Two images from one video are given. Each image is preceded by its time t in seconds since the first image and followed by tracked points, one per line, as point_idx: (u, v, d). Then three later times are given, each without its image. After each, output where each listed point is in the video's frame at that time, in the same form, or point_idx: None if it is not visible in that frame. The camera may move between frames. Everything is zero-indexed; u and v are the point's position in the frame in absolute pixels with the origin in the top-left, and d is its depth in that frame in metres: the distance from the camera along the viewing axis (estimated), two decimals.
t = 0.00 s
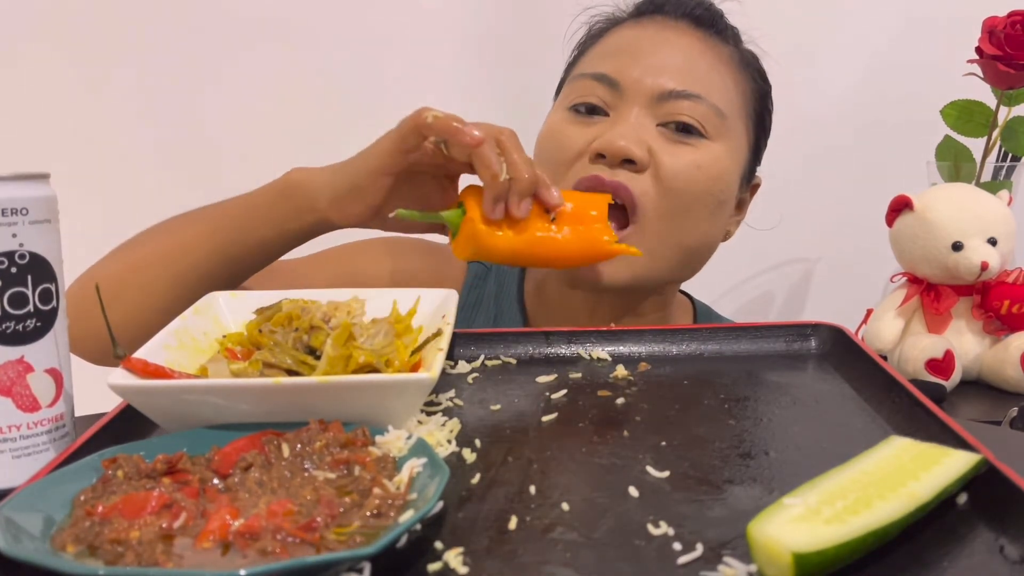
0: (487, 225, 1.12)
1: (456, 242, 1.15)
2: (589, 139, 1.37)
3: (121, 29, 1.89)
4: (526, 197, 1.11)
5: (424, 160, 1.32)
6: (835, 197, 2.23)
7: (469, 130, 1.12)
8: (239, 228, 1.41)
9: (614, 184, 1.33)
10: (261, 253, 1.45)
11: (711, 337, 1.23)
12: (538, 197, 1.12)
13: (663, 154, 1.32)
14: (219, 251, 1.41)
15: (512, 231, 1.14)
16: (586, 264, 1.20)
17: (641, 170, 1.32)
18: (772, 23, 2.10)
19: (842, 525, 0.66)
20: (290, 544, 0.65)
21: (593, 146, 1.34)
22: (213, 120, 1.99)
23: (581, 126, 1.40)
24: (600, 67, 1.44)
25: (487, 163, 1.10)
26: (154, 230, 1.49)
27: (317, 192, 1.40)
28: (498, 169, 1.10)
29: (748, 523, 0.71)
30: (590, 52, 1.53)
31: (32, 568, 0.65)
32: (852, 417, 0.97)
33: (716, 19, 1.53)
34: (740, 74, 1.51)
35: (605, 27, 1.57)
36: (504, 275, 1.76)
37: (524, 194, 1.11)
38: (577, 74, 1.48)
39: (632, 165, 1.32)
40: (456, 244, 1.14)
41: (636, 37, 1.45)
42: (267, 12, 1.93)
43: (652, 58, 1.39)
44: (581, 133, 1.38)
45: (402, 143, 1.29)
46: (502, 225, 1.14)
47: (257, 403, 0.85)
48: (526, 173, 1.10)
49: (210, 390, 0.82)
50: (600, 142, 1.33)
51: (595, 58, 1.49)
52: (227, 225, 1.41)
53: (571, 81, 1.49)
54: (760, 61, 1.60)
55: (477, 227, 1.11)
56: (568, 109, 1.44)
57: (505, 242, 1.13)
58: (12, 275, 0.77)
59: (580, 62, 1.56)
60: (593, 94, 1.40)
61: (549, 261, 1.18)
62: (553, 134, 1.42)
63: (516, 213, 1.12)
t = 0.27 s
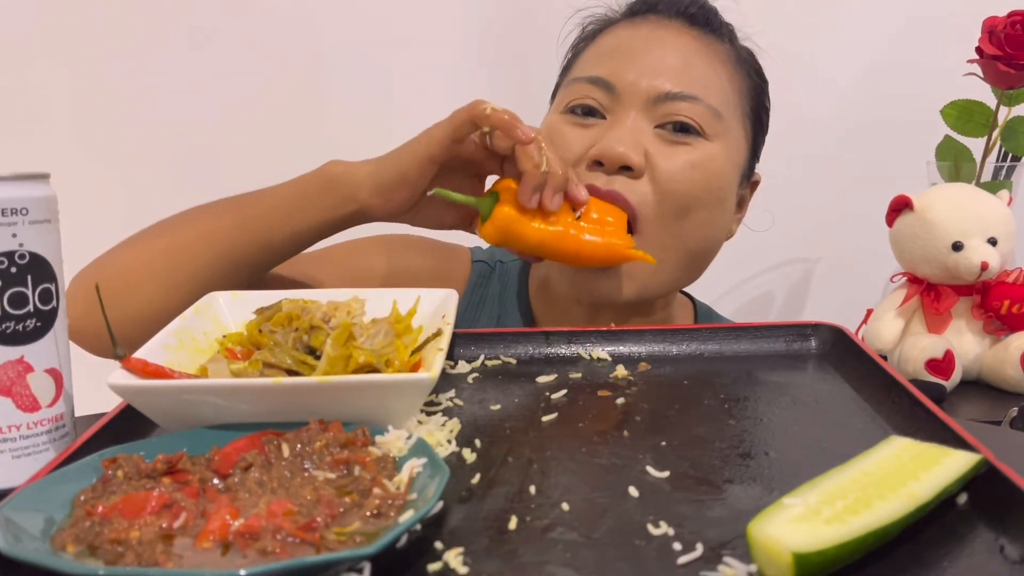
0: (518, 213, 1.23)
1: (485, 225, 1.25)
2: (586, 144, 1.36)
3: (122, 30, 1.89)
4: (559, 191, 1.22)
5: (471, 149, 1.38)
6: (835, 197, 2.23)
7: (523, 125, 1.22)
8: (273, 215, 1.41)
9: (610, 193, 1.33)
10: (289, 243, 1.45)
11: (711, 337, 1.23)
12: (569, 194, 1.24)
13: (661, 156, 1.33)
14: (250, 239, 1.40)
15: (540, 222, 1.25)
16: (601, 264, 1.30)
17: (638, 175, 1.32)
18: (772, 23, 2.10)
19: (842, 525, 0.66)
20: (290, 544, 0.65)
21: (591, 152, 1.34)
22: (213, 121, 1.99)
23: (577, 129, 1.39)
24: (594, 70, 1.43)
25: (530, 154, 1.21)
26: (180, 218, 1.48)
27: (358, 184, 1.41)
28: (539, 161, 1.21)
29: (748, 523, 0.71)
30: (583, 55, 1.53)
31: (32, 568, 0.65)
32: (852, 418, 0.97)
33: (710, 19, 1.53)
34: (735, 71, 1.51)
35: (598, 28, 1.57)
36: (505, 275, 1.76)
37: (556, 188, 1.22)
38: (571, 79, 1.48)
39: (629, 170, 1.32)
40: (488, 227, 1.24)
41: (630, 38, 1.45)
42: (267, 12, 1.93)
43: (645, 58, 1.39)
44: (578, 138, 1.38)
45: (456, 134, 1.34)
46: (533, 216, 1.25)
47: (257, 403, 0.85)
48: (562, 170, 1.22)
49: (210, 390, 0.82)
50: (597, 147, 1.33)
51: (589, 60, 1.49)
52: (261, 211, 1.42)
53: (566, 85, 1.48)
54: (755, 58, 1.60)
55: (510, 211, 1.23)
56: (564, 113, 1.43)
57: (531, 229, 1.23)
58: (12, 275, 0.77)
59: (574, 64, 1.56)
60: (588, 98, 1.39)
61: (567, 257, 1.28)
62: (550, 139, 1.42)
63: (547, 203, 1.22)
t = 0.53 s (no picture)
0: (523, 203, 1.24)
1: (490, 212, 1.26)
2: (584, 157, 1.36)
3: (122, 30, 1.89)
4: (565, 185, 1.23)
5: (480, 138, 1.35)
6: (835, 197, 2.23)
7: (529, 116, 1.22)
8: (275, 199, 1.40)
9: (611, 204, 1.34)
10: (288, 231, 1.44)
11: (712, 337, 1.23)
12: (574, 189, 1.25)
13: (660, 168, 1.33)
14: (249, 223, 1.39)
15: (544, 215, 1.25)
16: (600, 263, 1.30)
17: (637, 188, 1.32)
18: (772, 23, 2.10)
19: (842, 525, 0.66)
20: (290, 545, 0.65)
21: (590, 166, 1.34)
22: (213, 121, 1.99)
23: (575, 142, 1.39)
24: (589, 79, 1.42)
25: (538, 146, 1.22)
26: (186, 196, 1.47)
27: (363, 167, 1.38)
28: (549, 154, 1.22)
29: (748, 523, 0.71)
30: (578, 60, 1.52)
31: (32, 568, 0.65)
32: (852, 418, 0.97)
33: (706, 21, 1.53)
34: (731, 74, 1.51)
35: (593, 32, 1.56)
36: (505, 275, 1.76)
37: (562, 183, 1.23)
38: (568, 87, 1.47)
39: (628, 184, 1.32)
40: (492, 216, 1.24)
41: (624, 44, 1.43)
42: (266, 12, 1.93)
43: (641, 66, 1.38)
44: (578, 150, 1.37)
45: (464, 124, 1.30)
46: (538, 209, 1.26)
47: (257, 403, 0.85)
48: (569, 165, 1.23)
49: (210, 390, 0.82)
50: (596, 161, 1.33)
51: (583, 66, 1.48)
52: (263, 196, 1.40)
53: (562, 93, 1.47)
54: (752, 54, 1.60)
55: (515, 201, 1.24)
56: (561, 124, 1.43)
57: (534, 220, 1.24)
58: (12, 274, 0.77)
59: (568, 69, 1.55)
60: (585, 109, 1.38)
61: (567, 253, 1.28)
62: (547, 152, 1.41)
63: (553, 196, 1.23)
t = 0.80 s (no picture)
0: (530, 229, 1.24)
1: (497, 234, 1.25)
2: (593, 172, 1.36)
3: (121, 30, 1.89)
4: (572, 212, 1.22)
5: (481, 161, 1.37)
6: (835, 196, 2.23)
7: (529, 142, 1.20)
8: (275, 206, 1.38)
9: (620, 220, 1.35)
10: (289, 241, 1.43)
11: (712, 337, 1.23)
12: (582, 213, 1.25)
13: (670, 188, 1.34)
14: (248, 230, 1.38)
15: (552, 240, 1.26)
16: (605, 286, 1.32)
17: (645, 207, 1.33)
18: (772, 23, 2.10)
19: (842, 525, 0.66)
20: (290, 544, 0.65)
21: (600, 182, 1.34)
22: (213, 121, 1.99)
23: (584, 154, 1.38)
24: (598, 89, 1.40)
25: (542, 172, 1.20)
26: (184, 200, 1.46)
27: (369, 182, 1.38)
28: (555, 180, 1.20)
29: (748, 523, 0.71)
30: (585, 64, 1.49)
31: (32, 568, 0.65)
32: (852, 418, 0.97)
33: (718, 29, 1.51)
34: (739, 88, 1.50)
35: (600, 33, 1.53)
36: (505, 275, 1.76)
37: (569, 209, 1.22)
38: (574, 94, 1.45)
39: (637, 203, 1.33)
40: (498, 238, 1.24)
41: (635, 54, 1.42)
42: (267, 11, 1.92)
43: (653, 80, 1.37)
44: (584, 163, 1.37)
45: (463, 147, 1.32)
46: (545, 232, 1.25)
47: (258, 403, 0.85)
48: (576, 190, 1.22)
49: (210, 389, 0.82)
50: (606, 178, 1.33)
51: (590, 72, 1.46)
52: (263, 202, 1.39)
53: (567, 99, 1.45)
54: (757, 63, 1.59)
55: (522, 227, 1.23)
56: (568, 131, 1.41)
57: (541, 246, 1.25)
58: (12, 275, 0.77)
59: (573, 72, 1.52)
60: (594, 121, 1.37)
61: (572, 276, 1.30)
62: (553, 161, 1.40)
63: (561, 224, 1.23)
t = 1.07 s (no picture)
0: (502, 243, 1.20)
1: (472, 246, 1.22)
2: (616, 198, 1.37)
3: (121, 29, 1.89)
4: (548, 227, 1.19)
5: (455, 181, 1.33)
6: (835, 196, 2.23)
7: (497, 154, 1.17)
8: (259, 230, 1.40)
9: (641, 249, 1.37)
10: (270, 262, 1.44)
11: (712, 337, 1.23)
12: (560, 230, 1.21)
13: (690, 222, 1.37)
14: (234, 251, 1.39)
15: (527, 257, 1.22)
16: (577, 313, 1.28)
17: (666, 237, 1.37)
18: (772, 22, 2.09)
19: (842, 525, 0.66)
20: (290, 544, 0.65)
21: (625, 210, 1.35)
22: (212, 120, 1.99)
23: (607, 175, 1.37)
24: (626, 110, 1.37)
25: (516, 185, 1.16)
26: (173, 217, 1.47)
27: (349, 206, 1.38)
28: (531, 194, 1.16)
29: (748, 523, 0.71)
30: (611, 73, 1.43)
31: (32, 568, 0.65)
32: (852, 418, 0.97)
33: (749, 48, 1.47)
34: (764, 110, 1.48)
35: (628, 39, 1.46)
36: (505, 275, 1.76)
37: (545, 224, 1.18)
38: (599, 108, 1.41)
39: (660, 233, 1.36)
40: (472, 248, 1.22)
41: (666, 74, 1.37)
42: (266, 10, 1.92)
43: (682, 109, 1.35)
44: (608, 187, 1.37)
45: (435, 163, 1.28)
46: (521, 246, 1.22)
47: (258, 403, 0.85)
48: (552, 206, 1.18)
49: (210, 389, 0.82)
50: (631, 207, 1.34)
51: (616, 85, 1.41)
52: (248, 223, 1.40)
53: (591, 112, 1.41)
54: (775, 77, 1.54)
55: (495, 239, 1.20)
56: (591, 148, 1.39)
57: (514, 261, 1.21)
58: (12, 275, 0.77)
59: (596, 79, 1.46)
60: (621, 144, 1.35)
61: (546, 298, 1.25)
62: (574, 178, 1.40)
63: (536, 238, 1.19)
